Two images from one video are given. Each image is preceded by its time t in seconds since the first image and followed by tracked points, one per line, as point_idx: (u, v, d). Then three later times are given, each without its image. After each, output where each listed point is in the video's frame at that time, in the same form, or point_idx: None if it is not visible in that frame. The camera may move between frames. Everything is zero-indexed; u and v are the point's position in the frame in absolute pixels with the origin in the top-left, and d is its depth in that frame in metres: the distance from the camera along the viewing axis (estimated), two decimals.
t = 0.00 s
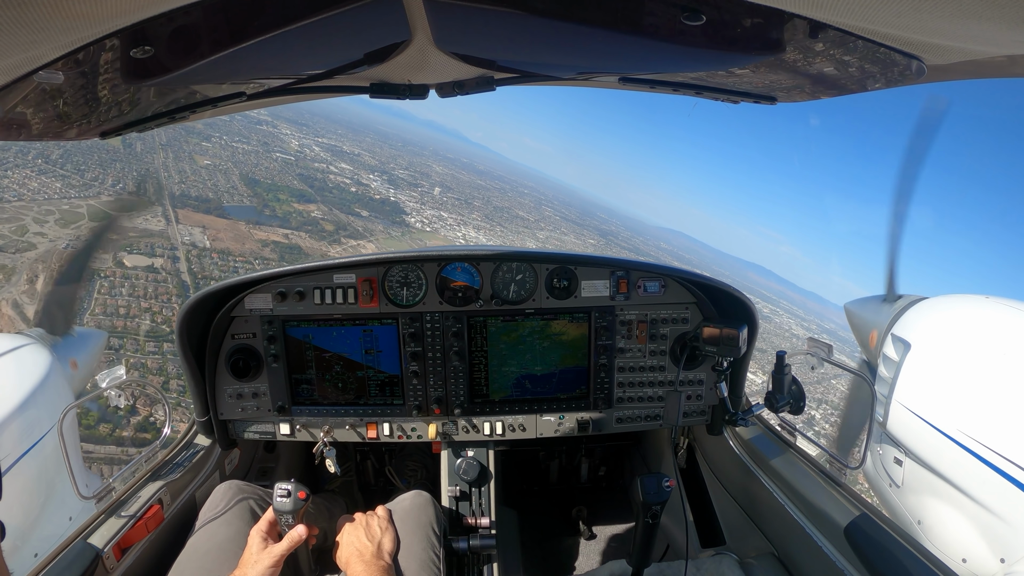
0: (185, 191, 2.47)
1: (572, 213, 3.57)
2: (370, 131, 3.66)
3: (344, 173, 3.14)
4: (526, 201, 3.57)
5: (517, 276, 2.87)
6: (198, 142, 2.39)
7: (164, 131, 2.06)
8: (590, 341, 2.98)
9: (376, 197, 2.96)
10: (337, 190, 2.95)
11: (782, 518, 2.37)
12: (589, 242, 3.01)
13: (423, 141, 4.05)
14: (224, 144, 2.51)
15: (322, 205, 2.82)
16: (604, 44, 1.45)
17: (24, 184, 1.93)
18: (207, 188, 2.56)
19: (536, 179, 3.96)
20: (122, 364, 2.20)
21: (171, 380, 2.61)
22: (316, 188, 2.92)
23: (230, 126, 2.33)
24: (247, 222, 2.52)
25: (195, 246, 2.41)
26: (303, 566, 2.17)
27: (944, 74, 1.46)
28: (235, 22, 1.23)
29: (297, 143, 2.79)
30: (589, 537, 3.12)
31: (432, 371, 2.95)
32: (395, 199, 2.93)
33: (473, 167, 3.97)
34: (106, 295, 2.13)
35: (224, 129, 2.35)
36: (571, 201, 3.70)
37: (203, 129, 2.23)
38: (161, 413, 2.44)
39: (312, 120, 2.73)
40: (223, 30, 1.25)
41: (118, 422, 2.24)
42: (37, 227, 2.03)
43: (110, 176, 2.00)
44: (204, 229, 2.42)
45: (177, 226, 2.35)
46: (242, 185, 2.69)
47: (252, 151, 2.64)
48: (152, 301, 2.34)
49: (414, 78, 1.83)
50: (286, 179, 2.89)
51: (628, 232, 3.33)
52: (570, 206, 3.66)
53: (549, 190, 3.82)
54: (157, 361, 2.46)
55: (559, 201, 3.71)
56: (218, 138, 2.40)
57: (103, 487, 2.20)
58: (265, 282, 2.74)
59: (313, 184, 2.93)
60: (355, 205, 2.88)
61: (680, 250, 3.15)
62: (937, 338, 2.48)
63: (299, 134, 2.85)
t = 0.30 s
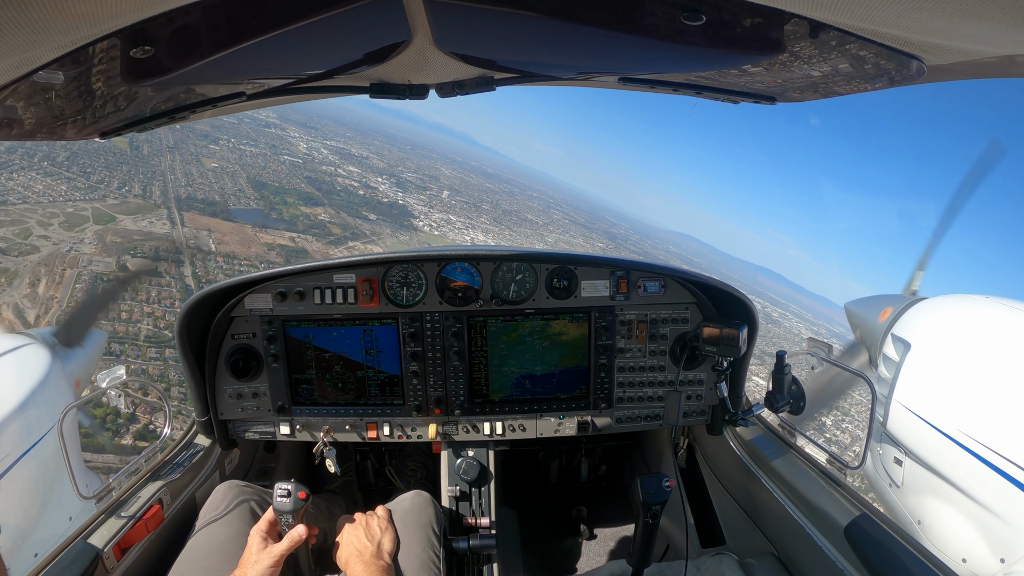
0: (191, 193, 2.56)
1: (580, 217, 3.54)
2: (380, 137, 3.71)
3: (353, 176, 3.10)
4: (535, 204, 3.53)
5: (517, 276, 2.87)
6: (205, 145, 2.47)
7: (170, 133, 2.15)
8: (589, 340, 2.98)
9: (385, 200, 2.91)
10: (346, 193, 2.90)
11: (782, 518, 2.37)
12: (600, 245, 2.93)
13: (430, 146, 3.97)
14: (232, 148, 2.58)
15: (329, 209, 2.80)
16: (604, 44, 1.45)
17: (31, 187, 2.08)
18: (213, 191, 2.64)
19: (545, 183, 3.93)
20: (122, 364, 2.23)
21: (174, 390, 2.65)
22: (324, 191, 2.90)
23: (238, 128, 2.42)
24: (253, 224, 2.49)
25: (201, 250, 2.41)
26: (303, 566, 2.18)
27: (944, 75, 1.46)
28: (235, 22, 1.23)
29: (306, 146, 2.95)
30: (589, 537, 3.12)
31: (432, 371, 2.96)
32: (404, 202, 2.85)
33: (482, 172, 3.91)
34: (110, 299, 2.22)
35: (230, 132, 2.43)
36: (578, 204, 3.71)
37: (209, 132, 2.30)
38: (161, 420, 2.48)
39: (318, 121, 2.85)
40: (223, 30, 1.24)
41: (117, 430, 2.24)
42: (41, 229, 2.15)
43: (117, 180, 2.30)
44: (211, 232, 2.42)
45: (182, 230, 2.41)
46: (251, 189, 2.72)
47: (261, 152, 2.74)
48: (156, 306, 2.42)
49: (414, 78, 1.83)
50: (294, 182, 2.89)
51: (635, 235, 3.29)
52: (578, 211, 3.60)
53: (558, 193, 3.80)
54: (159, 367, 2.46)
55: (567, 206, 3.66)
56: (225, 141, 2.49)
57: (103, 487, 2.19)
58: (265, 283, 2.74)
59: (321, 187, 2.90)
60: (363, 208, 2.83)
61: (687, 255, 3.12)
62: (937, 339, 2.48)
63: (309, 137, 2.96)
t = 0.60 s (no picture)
0: (198, 197, 2.57)
1: (589, 219, 3.31)
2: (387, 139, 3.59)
3: (359, 178, 3.11)
4: (542, 206, 3.36)
5: (517, 276, 2.87)
6: (212, 147, 2.47)
7: (178, 134, 2.15)
8: (589, 340, 2.97)
9: (393, 203, 2.95)
10: (353, 197, 2.94)
11: (782, 519, 2.37)
12: (606, 247, 2.87)
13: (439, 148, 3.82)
14: (240, 151, 2.63)
15: (337, 211, 2.86)
16: (604, 44, 1.45)
17: (34, 189, 2.02)
18: (220, 194, 2.63)
19: (553, 184, 3.63)
20: (122, 364, 2.23)
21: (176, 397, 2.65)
22: (330, 195, 2.95)
23: (246, 132, 2.48)
24: (258, 228, 2.54)
25: (206, 254, 2.48)
26: (303, 566, 2.17)
27: (944, 75, 1.46)
28: (235, 22, 1.23)
29: (312, 149, 2.98)
30: (589, 537, 3.12)
31: (432, 371, 2.96)
32: (412, 205, 2.93)
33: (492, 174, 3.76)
34: (111, 304, 2.15)
35: (239, 134, 2.48)
36: (587, 208, 3.42)
37: (217, 134, 2.33)
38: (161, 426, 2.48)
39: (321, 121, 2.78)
40: (223, 30, 1.25)
41: (116, 439, 2.22)
42: (46, 233, 2.10)
43: (124, 182, 2.28)
44: (216, 236, 2.49)
45: (188, 233, 2.49)
46: (258, 192, 2.74)
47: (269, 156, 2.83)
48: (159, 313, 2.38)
49: (414, 78, 1.83)
50: (302, 185, 2.95)
51: (645, 239, 3.10)
52: (588, 213, 3.37)
53: (567, 196, 3.51)
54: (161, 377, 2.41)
55: (576, 208, 3.43)
56: (234, 144, 2.54)
57: (103, 487, 2.19)
58: (265, 283, 2.74)
59: (328, 191, 2.95)
60: (370, 212, 2.91)
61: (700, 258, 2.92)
62: (937, 338, 2.48)
63: (314, 140, 2.96)
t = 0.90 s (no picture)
0: (204, 200, 2.58)
1: (597, 222, 3.38)
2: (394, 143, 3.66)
3: (367, 182, 3.11)
4: (551, 211, 3.42)
5: (517, 276, 2.87)
6: (221, 151, 2.52)
7: (184, 137, 2.20)
8: (589, 340, 2.98)
9: (400, 206, 2.92)
10: (361, 201, 2.90)
11: (782, 518, 2.37)
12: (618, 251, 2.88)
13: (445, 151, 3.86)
14: (247, 154, 2.62)
15: (344, 214, 2.80)
16: (604, 44, 1.45)
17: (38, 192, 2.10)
18: (227, 197, 2.65)
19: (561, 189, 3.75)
20: (122, 364, 2.22)
21: (176, 401, 2.65)
22: (338, 198, 2.90)
23: (253, 133, 2.53)
24: (264, 232, 2.51)
25: (211, 258, 2.47)
26: (303, 566, 2.17)
27: (944, 75, 1.46)
28: (235, 22, 1.23)
29: (321, 151, 3.07)
30: (589, 537, 3.12)
31: (432, 371, 2.96)
32: (420, 210, 2.90)
33: (499, 177, 3.79)
34: (113, 308, 2.21)
35: (246, 137, 2.52)
36: (596, 211, 3.51)
37: (224, 137, 2.38)
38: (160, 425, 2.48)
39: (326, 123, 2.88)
40: (223, 30, 1.24)
41: (114, 448, 2.22)
42: (49, 236, 2.07)
43: (129, 185, 2.35)
44: (221, 239, 2.49)
45: (194, 236, 2.49)
46: (265, 195, 2.73)
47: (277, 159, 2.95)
48: (160, 318, 2.40)
49: (414, 78, 1.83)
50: (310, 188, 2.93)
51: (654, 242, 3.17)
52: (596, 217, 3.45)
53: (574, 200, 3.67)
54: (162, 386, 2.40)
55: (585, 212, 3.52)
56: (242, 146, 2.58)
57: (103, 487, 2.20)
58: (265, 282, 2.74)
59: (336, 194, 2.93)
60: (378, 216, 2.86)
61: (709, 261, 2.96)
62: (937, 338, 2.47)
63: (323, 143, 3.05)
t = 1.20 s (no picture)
0: (211, 202, 2.56)
1: (607, 225, 3.31)
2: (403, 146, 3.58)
3: (374, 185, 2.91)
4: (561, 214, 3.35)
5: (517, 276, 2.87)
6: (229, 153, 2.58)
7: (193, 139, 2.29)
8: (589, 340, 2.97)
9: (408, 209, 2.76)
10: (368, 203, 2.76)
11: (782, 518, 2.37)
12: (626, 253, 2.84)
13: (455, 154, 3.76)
14: (254, 156, 2.73)
15: (353, 218, 2.71)
16: (604, 44, 1.45)
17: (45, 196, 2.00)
18: (233, 199, 2.60)
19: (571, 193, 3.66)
20: (122, 364, 2.20)
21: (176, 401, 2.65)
22: (345, 202, 2.75)
23: (261, 136, 2.67)
24: (269, 236, 2.38)
25: (215, 261, 2.45)
26: (303, 566, 2.17)
27: (944, 75, 1.46)
28: (235, 21, 1.23)
29: (329, 155, 3.01)
30: (589, 537, 3.12)
31: (432, 371, 2.96)
32: (428, 211, 2.76)
33: (509, 181, 3.68)
34: (116, 313, 2.24)
35: (254, 139, 2.67)
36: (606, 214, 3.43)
37: (232, 139, 2.51)
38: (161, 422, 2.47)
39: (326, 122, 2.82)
40: (223, 30, 1.24)
41: (112, 457, 2.23)
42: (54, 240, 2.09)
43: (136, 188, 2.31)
44: (228, 243, 2.42)
45: (198, 239, 2.47)
46: (271, 197, 2.61)
47: (285, 161, 2.92)
48: (161, 324, 2.44)
49: (414, 78, 1.83)
50: (315, 190, 2.80)
51: (665, 245, 3.09)
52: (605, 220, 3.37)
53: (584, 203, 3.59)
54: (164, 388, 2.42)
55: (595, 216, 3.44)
56: (248, 149, 2.64)
57: (103, 487, 2.19)
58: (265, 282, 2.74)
59: (343, 197, 2.77)
60: (386, 218, 2.70)
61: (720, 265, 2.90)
62: (938, 339, 2.47)
63: (331, 146, 2.97)
